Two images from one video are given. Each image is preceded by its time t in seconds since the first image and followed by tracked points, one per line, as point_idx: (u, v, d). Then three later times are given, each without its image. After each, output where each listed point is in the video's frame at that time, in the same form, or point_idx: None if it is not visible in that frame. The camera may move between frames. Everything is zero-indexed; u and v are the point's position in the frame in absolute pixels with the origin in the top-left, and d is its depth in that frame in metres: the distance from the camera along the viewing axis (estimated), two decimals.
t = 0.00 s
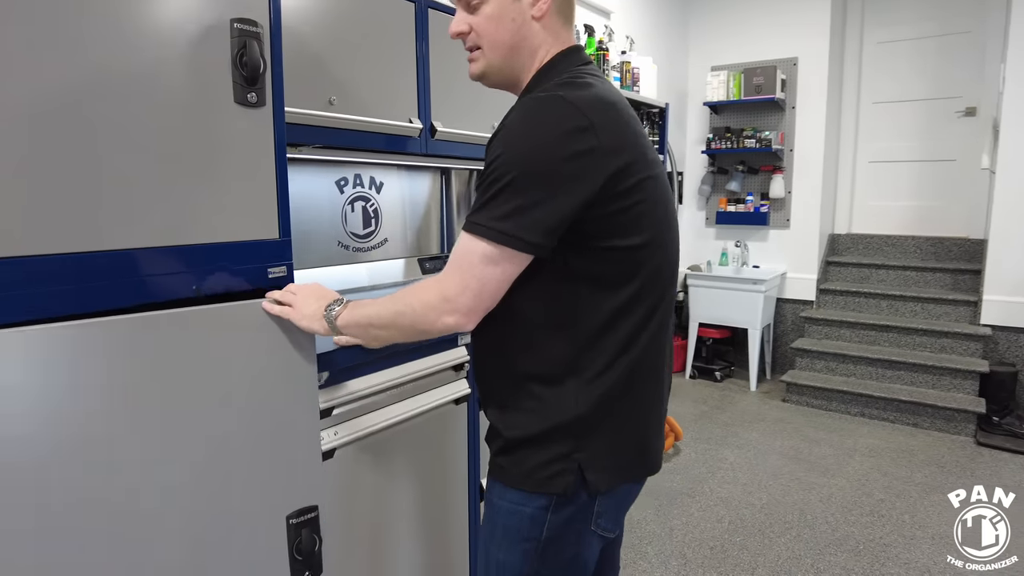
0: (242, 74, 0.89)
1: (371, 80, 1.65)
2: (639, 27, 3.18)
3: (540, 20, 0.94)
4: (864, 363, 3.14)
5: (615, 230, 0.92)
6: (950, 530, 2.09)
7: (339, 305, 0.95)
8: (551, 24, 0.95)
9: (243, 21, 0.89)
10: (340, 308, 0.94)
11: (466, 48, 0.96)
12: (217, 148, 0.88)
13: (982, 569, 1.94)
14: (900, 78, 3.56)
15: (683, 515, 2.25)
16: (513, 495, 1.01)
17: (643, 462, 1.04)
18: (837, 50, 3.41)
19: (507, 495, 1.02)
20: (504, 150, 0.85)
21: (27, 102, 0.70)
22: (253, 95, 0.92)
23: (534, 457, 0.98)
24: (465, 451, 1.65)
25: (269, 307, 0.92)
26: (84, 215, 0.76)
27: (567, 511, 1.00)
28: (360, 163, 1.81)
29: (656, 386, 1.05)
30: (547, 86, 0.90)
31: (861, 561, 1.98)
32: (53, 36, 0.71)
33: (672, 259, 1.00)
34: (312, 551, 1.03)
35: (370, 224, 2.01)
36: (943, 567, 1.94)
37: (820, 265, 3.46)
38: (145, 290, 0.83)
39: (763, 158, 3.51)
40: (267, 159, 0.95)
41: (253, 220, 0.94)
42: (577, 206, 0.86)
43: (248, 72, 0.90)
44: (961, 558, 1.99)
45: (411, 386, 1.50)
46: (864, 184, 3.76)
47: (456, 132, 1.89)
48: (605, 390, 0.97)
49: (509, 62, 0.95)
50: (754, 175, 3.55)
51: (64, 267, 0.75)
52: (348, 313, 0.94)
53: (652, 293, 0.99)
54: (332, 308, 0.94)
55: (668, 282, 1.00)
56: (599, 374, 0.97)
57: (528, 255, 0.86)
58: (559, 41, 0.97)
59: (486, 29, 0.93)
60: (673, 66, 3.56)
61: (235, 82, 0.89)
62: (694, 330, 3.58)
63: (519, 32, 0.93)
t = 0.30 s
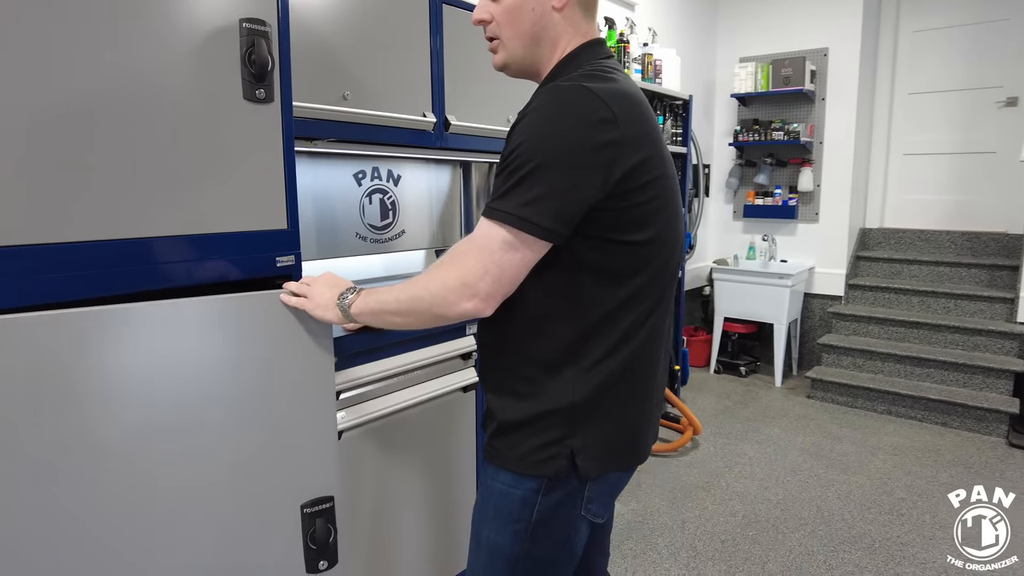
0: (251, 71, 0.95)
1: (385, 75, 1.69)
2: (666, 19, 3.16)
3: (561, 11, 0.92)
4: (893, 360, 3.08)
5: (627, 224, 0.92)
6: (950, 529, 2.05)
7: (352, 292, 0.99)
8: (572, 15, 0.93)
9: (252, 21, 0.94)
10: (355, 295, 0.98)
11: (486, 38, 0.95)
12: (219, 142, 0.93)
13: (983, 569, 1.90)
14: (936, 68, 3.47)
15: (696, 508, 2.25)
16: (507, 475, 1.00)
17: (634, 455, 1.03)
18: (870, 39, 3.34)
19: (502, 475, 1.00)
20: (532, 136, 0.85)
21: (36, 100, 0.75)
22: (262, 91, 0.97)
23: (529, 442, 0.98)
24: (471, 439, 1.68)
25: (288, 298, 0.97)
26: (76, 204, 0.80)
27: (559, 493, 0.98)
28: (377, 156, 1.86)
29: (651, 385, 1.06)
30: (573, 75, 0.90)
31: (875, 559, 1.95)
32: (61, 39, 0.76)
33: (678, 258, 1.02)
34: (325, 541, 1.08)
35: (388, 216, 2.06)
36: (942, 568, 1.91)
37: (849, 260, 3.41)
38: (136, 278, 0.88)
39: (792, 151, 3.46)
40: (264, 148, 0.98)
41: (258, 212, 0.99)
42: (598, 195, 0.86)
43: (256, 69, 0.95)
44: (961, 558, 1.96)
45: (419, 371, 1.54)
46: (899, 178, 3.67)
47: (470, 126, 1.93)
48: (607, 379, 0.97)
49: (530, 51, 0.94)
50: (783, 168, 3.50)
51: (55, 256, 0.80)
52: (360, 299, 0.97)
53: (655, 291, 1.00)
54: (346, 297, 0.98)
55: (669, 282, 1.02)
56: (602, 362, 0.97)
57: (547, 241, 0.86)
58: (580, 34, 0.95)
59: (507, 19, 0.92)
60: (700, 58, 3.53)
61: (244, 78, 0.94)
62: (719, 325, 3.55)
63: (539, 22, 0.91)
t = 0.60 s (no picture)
0: (268, 73, 0.98)
1: (409, 74, 1.73)
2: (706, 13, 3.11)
3: (569, 7, 0.87)
4: (941, 365, 2.96)
5: (631, 220, 0.91)
6: (950, 528, 2.04)
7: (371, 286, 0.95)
8: (581, 10, 0.88)
9: (269, 25, 0.97)
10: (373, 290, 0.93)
11: (494, 32, 0.91)
12: (231, 141, 0.96)
13: (981, 569, 1.89)
14: (991, 58, 3.32)
15: (722, 509, 2.22)
16: (501, 464, 0.99)
17: (630, 451, 1.01)
18: (921, 30, 3.21)
19: (496, 463, 1.00)
20: (537, 134, 0.84)
21: (58, 100, 0.80)
22: (277, 92, 1.00)
23: (524, 432, 0.96)
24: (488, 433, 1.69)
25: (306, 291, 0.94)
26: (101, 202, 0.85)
27: (552, 485, 0.97)
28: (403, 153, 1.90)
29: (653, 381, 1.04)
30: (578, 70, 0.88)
31: (907, 569, 1.89)
32: (82, 43, 0.81)
33: (677, 254, 1.00)
34: (342, 539, 1.00)
35: (415, 211, 2.11)
36: (941, 567, 1.90)
37: (895, 259, 3.29)
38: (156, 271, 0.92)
39: (837, 146, 3.36)
40: (277, 143, 1.02)
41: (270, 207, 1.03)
42: (602, 189, 0.84)
43: (273, 71, 0.98)
44: (960, 558, 1.94)
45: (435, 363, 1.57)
46: (952, 175, 3.52)
47: (495, 123, 1.95)
48: (603, 373, 0.95)
49: (538, 47, 0.90)
50: (827, 164, 3.40)
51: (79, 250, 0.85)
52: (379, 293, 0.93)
53: (657, 287, 0.98)
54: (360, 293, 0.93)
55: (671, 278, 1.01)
56: (604, 358, 0.95)
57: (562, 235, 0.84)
58: (589, 30, 0.90)
59: (514, 16, 0.88)
60: (742, 52, 3.46)
61: (260, 80, 0.98)
62: (759, 325, 3.47)
63: (546, 18, 0.87)
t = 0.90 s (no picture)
0: (319, 74, 1.06)
1: (463, 73, 1.78)
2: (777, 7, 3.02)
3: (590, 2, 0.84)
4: None
5: (662, 216, 0.85)
6: (950, 529, 2.03)
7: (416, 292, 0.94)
8: (602, 4, 0.85)
9: (321, 29, 1.04)
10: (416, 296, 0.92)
11: (520, 33, 0.89)
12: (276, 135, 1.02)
13: (983, 569, 1.87)
14: None
15: (776, 515, 2.15)
16: (525, 451, 0.93)
17: (660, 448, 0.94)
18: (1015, 18, 3.00)
19: (522, 450, 0.94)
20: (564, 131, 0.79)
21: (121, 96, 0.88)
22: (328, 92, 1.08)
23: (548, 422, 0.91)
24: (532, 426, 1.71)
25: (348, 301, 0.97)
26: (156, 194, 0.94)
27: (578, 473, 0.90)
28: (457, 151, 1.96)
29: (686, 384, 0.98)
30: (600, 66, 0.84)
31: None
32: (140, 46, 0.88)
33: (709, 248, 0.95)
34: (379, 540, 1.04)
35: (469, 208, 2.16)
36: (942, 567, 1.88)
37: (980, 262, 3.09)
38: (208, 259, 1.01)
39: (918, 143, 3.18)
40: (321, 138, 1.08)
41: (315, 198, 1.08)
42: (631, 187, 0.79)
43: (323, 72, 1.06)
44: (961, 558, 1.92)
45: (480, 354, 1.58)
46: None
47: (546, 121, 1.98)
48: (633, 370, 0.89)
49: (562, 46, 0.87)
50: (906, 162, 3.23)
51: (141, 240, 0.94)
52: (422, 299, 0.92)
53: (689, 286, 0.92)
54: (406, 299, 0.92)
55: (701, 274, 0.95)
56: (635, 362, 0.89)
57: (601, 236, 0.80)
58: (611, 26, 0.87)
59: (535, 16, 0.85)
60: (816, 45, 3.34)
61: (312, 80, 1.06)
62: (829, 329, 3.32)
63: (567, 16, 0.84)
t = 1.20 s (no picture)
0: (370, 81, 1.18)
1: (513, 77, 1.84)
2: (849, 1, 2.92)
3: (600, 9, 0.85)
4: None
5: (677, 216, 0.85)
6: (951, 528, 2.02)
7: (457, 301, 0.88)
8: (612, 10, 0.86)
9: (371, 38, 1.17)
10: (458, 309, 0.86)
11: (535, 43, 0.91)
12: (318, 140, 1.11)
13: (985, 570, 1.86)
14: None
15: (827, 524, 2.09)
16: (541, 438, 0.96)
17: (673, 441, 0.96)
18: None
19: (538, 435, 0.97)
20: (587, 139, 0.77)
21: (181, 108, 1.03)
22: (378, 97, 1.20)
23: (564, 411, 0.94)
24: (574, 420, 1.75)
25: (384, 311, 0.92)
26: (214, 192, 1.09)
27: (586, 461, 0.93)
28: (509, 151, 2.01)
29: (701, 376, 0.99)
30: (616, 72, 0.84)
31: None
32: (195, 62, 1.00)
33: (726, 246, 0.95)
34: (393, 561, 1.02)
35: (521, 208, 2.21)
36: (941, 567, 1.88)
37: None
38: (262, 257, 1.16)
39: (1003, 141, 2.99)
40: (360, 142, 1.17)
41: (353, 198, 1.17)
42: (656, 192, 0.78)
43: (374, 78, 1.18)
44: (962, 559, 1.91)
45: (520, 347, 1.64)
46: None
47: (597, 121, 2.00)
48: (647, 367, 0.91)
49: (575, 54, 0.89)
50: (990, 161, 3.04)
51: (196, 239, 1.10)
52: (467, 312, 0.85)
53: (704, 282, 0.93)
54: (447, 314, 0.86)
55: (715, 267, 0.96)
56: (646, 356, 0.91)
57: (646, 237, 0.77)
58: (622, 31, 0.88)
59: (548, 27, 0.87)
60: (892, 40, 3.21)
61: (364, 87, 1.18)
62: (900, 336, 3.18)
63: (578, 25, 0.86)
